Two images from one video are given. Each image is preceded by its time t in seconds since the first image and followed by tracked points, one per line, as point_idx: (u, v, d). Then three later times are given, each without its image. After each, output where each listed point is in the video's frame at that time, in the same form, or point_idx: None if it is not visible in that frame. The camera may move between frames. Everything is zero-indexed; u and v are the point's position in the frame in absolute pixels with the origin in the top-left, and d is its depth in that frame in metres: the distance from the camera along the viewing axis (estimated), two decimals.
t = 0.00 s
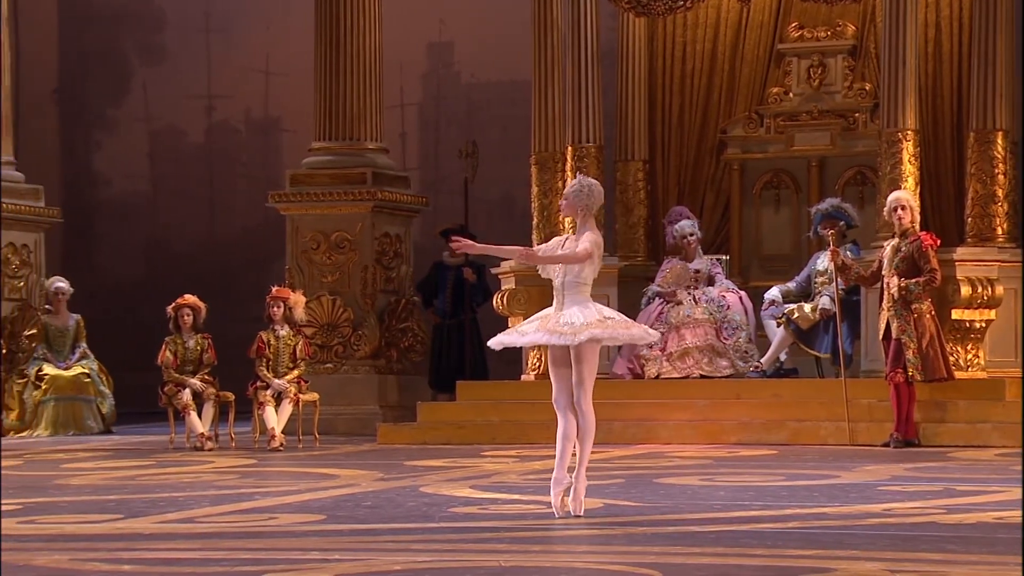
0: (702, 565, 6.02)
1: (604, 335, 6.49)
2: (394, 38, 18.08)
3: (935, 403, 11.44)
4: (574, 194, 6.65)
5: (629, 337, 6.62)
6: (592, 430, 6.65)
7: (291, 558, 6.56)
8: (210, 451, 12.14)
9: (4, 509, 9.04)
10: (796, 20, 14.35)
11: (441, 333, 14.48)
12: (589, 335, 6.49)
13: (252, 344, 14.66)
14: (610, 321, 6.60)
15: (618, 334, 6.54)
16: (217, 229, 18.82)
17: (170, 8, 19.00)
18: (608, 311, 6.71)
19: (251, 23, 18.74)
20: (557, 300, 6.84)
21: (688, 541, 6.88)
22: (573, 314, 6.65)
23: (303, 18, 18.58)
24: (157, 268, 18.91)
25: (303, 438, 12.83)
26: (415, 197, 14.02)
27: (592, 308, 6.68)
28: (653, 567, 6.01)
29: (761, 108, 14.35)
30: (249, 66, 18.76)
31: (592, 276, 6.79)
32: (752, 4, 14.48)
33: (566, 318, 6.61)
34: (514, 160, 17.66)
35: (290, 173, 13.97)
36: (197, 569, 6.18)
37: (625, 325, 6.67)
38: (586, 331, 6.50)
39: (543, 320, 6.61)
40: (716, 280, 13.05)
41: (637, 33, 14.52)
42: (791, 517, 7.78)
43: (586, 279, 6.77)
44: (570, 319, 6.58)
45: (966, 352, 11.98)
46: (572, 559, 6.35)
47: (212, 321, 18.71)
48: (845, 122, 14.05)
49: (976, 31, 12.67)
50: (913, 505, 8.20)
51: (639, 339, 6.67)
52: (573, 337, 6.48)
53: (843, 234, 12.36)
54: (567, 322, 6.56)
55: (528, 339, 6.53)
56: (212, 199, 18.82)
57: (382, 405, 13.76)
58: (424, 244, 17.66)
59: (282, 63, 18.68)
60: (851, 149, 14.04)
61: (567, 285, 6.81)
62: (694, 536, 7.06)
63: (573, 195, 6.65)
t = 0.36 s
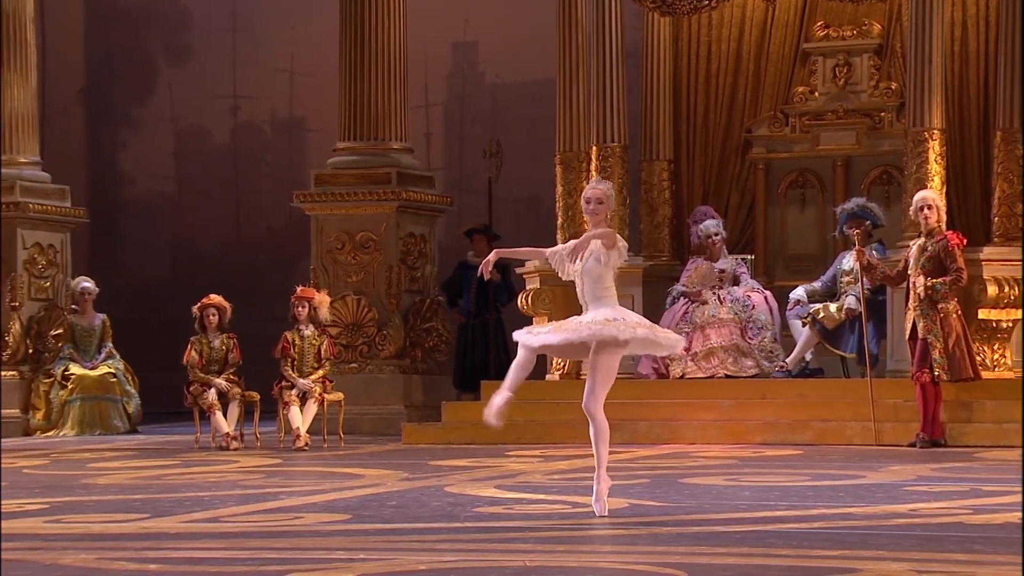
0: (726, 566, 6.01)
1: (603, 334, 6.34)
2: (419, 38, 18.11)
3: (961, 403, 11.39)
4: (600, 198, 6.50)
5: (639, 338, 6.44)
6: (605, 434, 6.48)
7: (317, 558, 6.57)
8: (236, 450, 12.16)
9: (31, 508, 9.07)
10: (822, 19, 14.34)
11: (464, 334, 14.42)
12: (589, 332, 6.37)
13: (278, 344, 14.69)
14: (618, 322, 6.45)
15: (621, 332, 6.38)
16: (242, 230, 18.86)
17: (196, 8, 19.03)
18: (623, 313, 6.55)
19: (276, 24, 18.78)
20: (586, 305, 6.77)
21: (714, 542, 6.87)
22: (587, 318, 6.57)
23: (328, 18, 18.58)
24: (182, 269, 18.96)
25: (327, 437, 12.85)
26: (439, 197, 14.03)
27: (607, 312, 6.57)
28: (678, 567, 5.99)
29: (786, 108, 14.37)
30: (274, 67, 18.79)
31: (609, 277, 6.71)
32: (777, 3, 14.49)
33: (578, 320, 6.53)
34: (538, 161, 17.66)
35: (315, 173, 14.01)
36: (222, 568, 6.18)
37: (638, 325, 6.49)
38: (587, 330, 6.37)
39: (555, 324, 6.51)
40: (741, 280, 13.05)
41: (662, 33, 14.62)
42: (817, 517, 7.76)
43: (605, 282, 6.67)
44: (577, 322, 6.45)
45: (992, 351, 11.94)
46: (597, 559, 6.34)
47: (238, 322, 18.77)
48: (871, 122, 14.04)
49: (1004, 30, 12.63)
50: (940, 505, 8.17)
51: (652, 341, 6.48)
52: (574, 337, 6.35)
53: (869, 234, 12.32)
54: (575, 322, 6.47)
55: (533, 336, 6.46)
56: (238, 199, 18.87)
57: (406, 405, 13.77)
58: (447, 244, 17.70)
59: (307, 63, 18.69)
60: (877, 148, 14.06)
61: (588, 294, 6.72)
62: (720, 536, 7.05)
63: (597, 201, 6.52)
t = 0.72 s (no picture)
0: (745, 565, 6.01)
1: (612, 338, 6.55)
2: (438, 38, 18.13)
3: (981, 403, 11.35)
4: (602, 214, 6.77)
5: (649, 339, 6.65)
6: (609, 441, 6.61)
7: (336, 557, 6.57)
8: (255, 450, 12.16)
9: (50, 507, 9.09)
10: (841, 18, 14.33)
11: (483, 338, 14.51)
12: (599, 341, 6.57)
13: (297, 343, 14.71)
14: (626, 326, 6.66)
15: (632, 336, 6.58)
16: (260, 231, 18.85)
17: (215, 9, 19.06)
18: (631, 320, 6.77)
19: (295, 23, 18.77)
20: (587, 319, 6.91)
21: (733, 542, 6.86)
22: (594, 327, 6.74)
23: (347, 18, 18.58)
24: (201, 270, 19.00)
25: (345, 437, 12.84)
26: (458, 197, 14.04)
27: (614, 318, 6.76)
28: (697, 567, 5.98)
29: (806, 108, 14.37)
30: (293, 67, 18.79)
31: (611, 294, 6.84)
32: (796, 3, 14.49)
33: (587, 332, 6.71)
34: (556, 161, 17.66)
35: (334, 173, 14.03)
36: (241, 567, 6.18)
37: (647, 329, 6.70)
38: (597, 338, 6.58)
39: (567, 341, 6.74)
40: (760, 280, 13.03)
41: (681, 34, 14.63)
42: (837, 517, 7.75)
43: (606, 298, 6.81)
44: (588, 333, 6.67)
45: (1012, 351, 11.88)
46: (616, 559, 6.34)
47: (257, 322, 18.81)
48: (890, 121, 14.04)
49: None
50: (960, 505, 8.16)
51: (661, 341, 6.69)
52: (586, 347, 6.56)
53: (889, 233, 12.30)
54: (584, 334, 6.67)
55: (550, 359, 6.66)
56: (257, 198, 18.88)
57: (425, 405, 13.76)
58: (466, 245, 17.71)
59: (326, 63, 18.67)
60: (897, 148, 14.05)
61: (588, 308, 6.85)
62: (739, 537, 7.04)
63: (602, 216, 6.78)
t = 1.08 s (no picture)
0: (769, 566, 6.00)
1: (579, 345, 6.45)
2: (462, 38, 18.15)
3: (1005, 403, 11.34)
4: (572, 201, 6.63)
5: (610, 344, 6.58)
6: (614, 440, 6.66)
7: (359, 558, 6.57)
8: (279, 450, 12.19)
9: (75, 507, 9.12)
10: (865, 18, 14.35)
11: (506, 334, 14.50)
12: (563, 345, 6.47)
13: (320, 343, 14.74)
14: (588, 329, 6.57)
15: (595, 341, 6.51)
16: (284, 230, 18.91)
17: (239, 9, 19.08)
18: (590, 318, 6.68)
19: (320, 23, 18.82)
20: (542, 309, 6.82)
21: (758, 542, 6.86)
22: (553, 325, 6.63)
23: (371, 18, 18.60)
24: (224, 270, 19.05)
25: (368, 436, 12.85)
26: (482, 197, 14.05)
27: (572, 318, 6.66)
28: (721, 568, 5.97)
29: (830, 107, 14.40)
30: (316, 67, 18.83)
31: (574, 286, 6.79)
32: (820, 2, 14.51)
33: (546, 329, 6.59)
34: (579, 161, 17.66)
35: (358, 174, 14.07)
36: (266, 567, 6.19)
37: (609, 331, 6.62)
38: (562, 340, 6.48)
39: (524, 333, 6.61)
40: (783, 279, 12.93)
41: (705, 35, 14.62)
42: (861, 517, 7.74)
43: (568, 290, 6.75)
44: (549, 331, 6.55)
45: None
46: (640, 559, 6.34)
47: (279, 321, 18.86)
48: (915, 121, 14.06)
49: None
50: (985, 505, 8.15)
51: (621, 345, 6.63)
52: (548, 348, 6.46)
53: (913, 232, 12.27)
54: (545, 334, 6.54)
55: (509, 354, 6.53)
56: (280, 198, 18.94)
57: (449, 404, 13.77)
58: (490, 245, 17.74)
59: (350, 63, 18.73)
60: (920, 147, 14.07)
61: (550, 298, 6.77)
62: (764, 537, 7.03)
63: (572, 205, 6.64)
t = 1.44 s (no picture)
0: (796, 566, 5.98)
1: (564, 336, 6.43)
2: (486, 38, 18.14)
3: None
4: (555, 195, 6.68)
5: (596, 337, 6.55)
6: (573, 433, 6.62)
7: (384, 557, 6.57)
8: (304, 449, 12.20)
9: (99, 505, 9.12)
10: (890, 16, 14.32)
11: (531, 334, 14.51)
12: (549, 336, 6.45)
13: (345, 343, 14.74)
14: (575, 320, 6.55)
15: (582, 335, 6.49)
16: (308, 229, 18.99)
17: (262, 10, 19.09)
18: (575, 309, 6.66)
19: (343, 23, 18.83)
20: (529, 300, 6.82)
21: (783, 542, 6.84)
22: (540, 316, 6.61)
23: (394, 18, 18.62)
24: (248, 270, 19.09)
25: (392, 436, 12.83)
26: (507, 197, 14.04)
27: (558, 310, 6.63)
28: (746, 567, 5.96)
29: (855, 106, 14.39)
30: (340, 68, 18.85)
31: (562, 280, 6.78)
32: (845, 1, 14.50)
33: (533, 319, 6.57)
34: (604, 161, 17.66)
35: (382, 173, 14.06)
36: (292, 566, 6.19)
37: (595, 324, 6.60)
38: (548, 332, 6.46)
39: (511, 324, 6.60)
40: (808, 279, 12.95)
41: (730, 33, 14.57)
42: (887, 518, 7.71)
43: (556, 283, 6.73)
44: (536, 322, 6.54)
45: None
46: (665, 559, 6.32)
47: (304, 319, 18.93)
48: (940, 119, 14.05)
49: None
50: (1011, 505, 8.12)
51: (606, 339, 6.60)
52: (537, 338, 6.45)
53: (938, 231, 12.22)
54: (531, 324, 6.52)
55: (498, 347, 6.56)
56: (305, 198, 18.99)
57: (473, 404, 13.75)
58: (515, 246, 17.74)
59: (373, 63, 18.77)
60: (946, 146, 14.07)
61: (538, 291, 6.77)
62: (789, 537, 7.01)
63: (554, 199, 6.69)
